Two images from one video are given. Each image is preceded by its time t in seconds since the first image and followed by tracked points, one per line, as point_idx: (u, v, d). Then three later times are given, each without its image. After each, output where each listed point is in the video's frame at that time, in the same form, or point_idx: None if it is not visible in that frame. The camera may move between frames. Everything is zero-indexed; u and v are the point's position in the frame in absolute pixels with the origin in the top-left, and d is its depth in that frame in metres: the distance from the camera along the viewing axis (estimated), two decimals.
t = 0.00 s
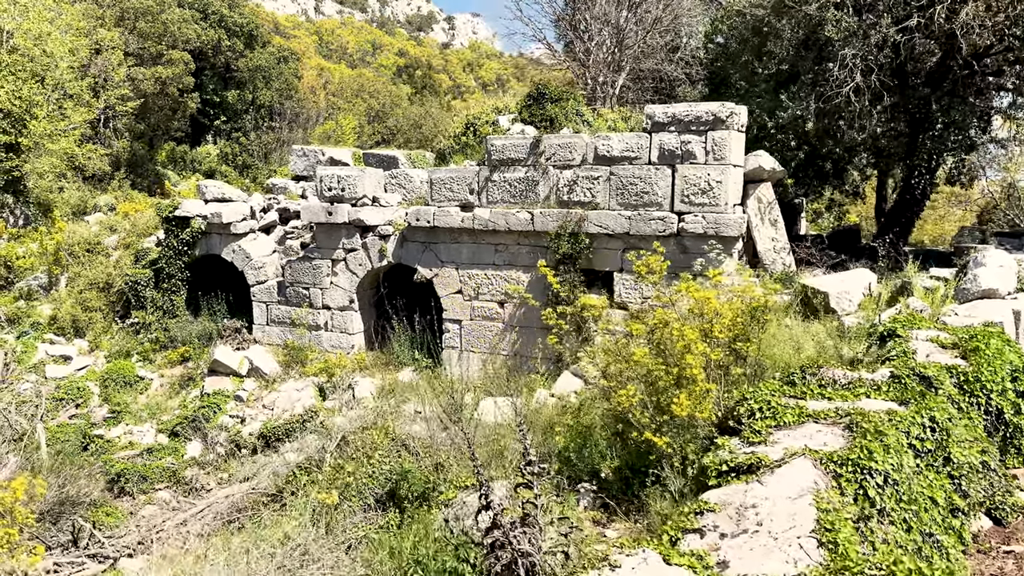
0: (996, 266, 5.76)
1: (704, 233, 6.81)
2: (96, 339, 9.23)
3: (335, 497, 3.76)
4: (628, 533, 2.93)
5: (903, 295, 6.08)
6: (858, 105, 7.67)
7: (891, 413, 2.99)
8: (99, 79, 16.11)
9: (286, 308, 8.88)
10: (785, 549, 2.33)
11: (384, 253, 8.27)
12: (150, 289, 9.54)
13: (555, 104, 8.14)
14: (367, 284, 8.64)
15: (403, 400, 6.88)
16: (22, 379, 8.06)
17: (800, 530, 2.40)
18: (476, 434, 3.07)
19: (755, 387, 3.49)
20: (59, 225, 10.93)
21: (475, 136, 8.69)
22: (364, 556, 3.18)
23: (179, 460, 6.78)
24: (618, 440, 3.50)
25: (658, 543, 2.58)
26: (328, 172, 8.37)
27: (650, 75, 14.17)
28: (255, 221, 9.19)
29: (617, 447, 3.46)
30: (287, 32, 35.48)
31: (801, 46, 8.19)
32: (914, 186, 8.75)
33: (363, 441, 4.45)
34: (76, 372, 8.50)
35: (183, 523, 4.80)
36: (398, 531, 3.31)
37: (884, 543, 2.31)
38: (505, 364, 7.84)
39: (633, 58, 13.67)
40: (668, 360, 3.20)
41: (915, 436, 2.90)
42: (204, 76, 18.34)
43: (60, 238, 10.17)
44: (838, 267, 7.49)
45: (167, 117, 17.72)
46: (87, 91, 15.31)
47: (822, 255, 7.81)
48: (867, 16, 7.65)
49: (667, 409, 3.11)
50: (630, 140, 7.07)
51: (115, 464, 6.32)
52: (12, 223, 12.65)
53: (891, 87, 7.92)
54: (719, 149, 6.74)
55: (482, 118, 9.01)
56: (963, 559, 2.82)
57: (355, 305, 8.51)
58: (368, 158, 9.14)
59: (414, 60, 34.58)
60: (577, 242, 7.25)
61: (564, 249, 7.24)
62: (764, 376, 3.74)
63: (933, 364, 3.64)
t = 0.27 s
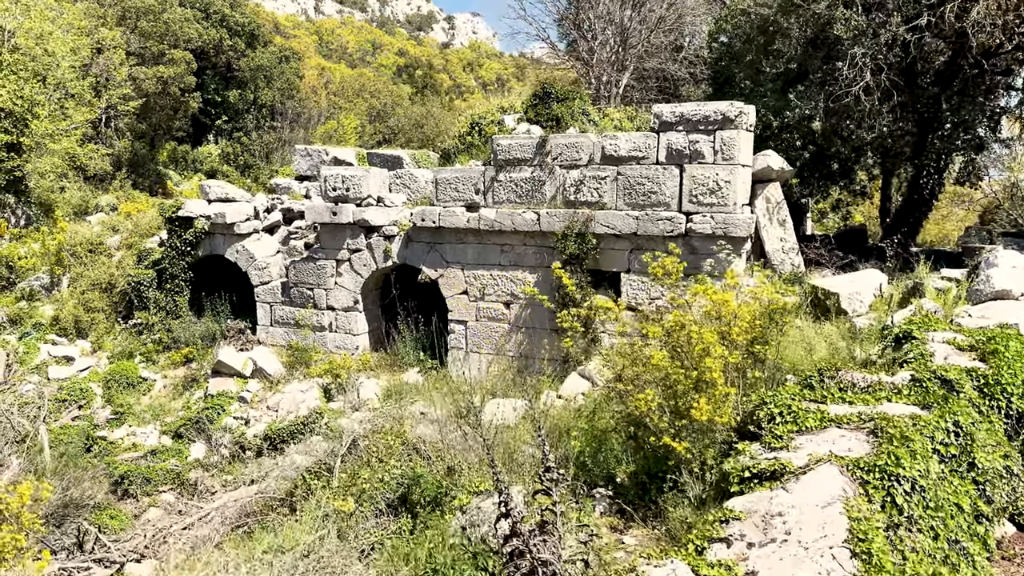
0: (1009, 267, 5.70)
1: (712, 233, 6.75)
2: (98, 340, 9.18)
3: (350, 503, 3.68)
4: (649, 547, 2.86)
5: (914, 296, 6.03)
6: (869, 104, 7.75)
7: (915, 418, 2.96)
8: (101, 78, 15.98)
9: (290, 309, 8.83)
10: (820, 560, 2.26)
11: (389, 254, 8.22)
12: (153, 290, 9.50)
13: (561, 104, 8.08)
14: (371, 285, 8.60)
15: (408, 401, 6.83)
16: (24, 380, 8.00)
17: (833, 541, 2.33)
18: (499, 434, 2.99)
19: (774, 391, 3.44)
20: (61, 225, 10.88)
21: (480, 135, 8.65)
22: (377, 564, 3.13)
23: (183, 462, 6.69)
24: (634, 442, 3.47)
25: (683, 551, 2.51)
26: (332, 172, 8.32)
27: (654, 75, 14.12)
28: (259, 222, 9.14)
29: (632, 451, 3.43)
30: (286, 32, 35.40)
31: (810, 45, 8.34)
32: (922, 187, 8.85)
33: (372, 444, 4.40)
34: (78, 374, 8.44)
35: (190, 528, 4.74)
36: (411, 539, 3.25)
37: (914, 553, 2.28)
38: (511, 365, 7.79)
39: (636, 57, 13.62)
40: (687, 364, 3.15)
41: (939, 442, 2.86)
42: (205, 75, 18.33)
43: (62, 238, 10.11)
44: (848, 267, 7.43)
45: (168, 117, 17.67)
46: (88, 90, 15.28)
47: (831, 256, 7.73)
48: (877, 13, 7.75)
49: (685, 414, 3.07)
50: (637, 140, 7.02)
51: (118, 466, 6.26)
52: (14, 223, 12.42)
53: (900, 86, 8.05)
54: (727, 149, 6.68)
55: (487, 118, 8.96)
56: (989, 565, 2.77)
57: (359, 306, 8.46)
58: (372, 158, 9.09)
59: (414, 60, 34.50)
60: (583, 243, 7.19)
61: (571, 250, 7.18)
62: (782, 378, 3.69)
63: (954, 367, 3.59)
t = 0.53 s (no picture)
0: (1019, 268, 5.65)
1: (718, 234, 6.71)
2: (100, 341, 9.12)
3: (363, 510, 3.60)
4: (666, 556, 2.81)
5: (923, 297, 5.98)
6: (875, 103, 7.91)
7: (933, 423, 2.95)
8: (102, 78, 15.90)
9: (293, 309, 8.79)
10: (844, 569, 2.24)
11: (392, 254, 8.19)
12: (155, 290, 9.46)
13: (566, 104, 8.04)
14: (374, 285, 8.58)
15: (413, 403, 6.79)
16: (25, 381, 7.95)
17: (855, 550, 2.32)
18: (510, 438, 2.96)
19: (788, 395, 3.42)
20: (63, 225, 10.84)
21: (484, 135, 8.61)
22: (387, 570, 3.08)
23: (186, 464, 6.61)
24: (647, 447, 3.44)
25: (702, 559, 2.48)
26: (335, 172, 8.28)
27: (656, 75, 14.09)
28: (261, 222, 9.10)
29: (644, 455, 3.41)
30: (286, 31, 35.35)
31: (816, 45, 8.48)
32: (928, 187, 8.86)
33: (380, 447, 4.36)
34: (80, 374, 8.37)
35: (194, 531, 4.71)
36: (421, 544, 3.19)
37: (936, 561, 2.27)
38: (516, 366, 7.75)
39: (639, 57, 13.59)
40: (702, 367, 3.11)
41: (957, 446, 2.85)
42: (205, 75, 18.39)
43: (64, 238, 10.06)
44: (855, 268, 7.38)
45: (169, 116, 17.64)
46: (90, 89, 15.25)
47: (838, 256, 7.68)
48: (883, 14, 7.96)
49: (699, 419, 3.05)
50: (643, 140, 6.98)
51: (120, 468, 6.19)
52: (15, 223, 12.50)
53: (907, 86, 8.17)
54: (733, 149, 6.65)
55: (491, 118, 8.92)
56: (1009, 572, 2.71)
57: (362, 307, 8.44)
58: (375, 158, 9.07)
59: (414, 60, 34.45)
60: (588, 243, 7.15)
61: (576, 250, 7.14)
62: (794, 381, 3.66)
63: (969, 369, 3.56)
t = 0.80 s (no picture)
0: None
1: (723, 234, 6.67)
2: (101, 342, 9.09)
3: (374, 516, 3.56)
4: (681, 564, 2.76)
5: (931, 299, 5.96)
6: (881, 103, 7.94)
7: (947, 425, 2.96)
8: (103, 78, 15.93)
9: (295, 310, 8.76)
10: None
11: (395, 255, 8.15)
12: (156, 290, 9.41)
13: (569, 104, 8.01)
14: (377, 286, 8.54)
15: (416, 404, 6.76)
16: (27, 382, 7.90)
17: (878, 560, 2.28)
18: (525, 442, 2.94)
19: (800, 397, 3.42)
20: (64, 225, 10.81)
21: (487, 135, 8.58)
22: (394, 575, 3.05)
23: (188, 465, 6.55)
24: (659, 452, 3.38)
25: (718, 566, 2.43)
26: (338, 172, 8.25)
27: (657, 74, 14.06)
28: (263, 222, 9.07)
29: (655, 459, 3.37)
30: (286, 31, 35.33)
31: (821, 45, 8.48)
32: (933, 188, 8.95)
33: (386, 450, 4.34)
34: (81, 375, 8.32)
35: (198, 534, 4.68)
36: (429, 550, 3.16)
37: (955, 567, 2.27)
38: (519, 367, 7.72)
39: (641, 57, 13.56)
40: (713, 370, 3.08)
41: (972, 450, 2.84)
42: (206, 75, 18.38)
43: (65, 238, 10.03)
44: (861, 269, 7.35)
45: (170, 116, 17.62)
46: (91, 89, 15.23)
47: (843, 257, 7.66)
48: (889, 13, 7.96)
49: (710, 421, 3.02)
50: (647, 139, 6.95)
51: (122, 469, 6.15)
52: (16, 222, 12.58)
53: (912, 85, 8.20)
54: (739, 149, 6.61)
55: (494, 117, 8.88)
56: None
57: (365, 307, 8.40)
58: (378, 158, 9.04)
59: (414, 60, 34.41)
60: (593, 243, 7.11)
61: (580, 250, 7.10)
62: (806, 384, 3.66)
63: (982, 371, 3.54)
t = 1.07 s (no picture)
0: None
1: (731, 234, 6.62)
2: (105, 343, 9.04)
3: (391, 523, 3.48)
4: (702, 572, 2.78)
5: (941, 300, 5.92)
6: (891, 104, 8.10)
7: (972, 429, 2.94)
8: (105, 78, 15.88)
9: (300, 311, 8.72)
10: None
11: (400, 255, 8.10)
12: (160, 291, 9.39)
13: (576, 103, 7.97)
14: (381, 287, 8.49)
15: (423, 406, 6.71)
16: (30, 383, 7.83)
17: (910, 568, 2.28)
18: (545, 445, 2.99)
19: (819, 401, 3.41)
20: (66, 225, 10.76)
21: (492, 135, 8.54)
22: None
23: (192, 467, 6.49)
24: (671, 455, 3.44)
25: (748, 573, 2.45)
26: (343, 172, 8.21)
27: (661, 75, 14.01)
28: (267, 223, 9.04)
29: (671, 464, 3.39)
30: (286, 30, 35.27)
31: (831, 43, 8.63)
32: (942, 188, 9.10)
33: (396, 453, 4.29)
34: (84, 376, 8.25)
35: (205, 538, 4.63)
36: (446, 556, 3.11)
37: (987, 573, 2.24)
38: (525, 368, 7.68)
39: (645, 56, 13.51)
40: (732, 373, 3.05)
41: (998, 454, 2.82)
42: (207, 75, 18.31)
43: (68, 238, 9.98)
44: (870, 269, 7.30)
45: (172, 116, 17.58)
46: (93, 89, 15.19)
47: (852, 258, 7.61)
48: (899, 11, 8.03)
49: (730, 425, 2.97)
50: (654, 139, 6.90)
51: (126, 472, 6.10)
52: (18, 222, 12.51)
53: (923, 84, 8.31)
54: (747, 148, 6.56)
55: (500, 117, 8.85)
56: None
57: (370, 308, 8.36)
58: (382, 158, 9.00)
59: (415, 59, 34.35)
60: (599, 244, 7.06)
61: (587, 251, 7.05)
62: (825, 388, 3.65)
63: (1003, 374, 3.50)
